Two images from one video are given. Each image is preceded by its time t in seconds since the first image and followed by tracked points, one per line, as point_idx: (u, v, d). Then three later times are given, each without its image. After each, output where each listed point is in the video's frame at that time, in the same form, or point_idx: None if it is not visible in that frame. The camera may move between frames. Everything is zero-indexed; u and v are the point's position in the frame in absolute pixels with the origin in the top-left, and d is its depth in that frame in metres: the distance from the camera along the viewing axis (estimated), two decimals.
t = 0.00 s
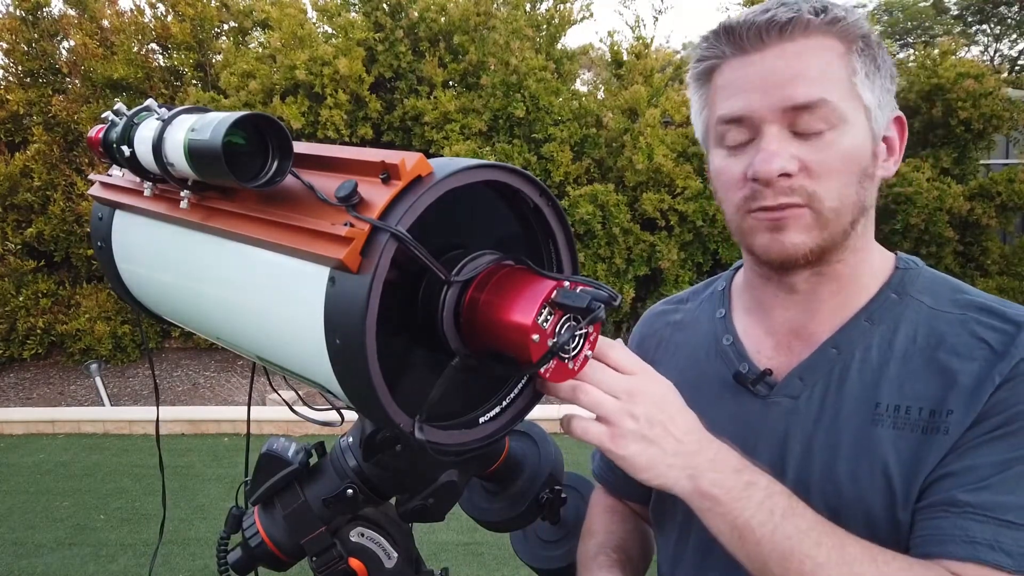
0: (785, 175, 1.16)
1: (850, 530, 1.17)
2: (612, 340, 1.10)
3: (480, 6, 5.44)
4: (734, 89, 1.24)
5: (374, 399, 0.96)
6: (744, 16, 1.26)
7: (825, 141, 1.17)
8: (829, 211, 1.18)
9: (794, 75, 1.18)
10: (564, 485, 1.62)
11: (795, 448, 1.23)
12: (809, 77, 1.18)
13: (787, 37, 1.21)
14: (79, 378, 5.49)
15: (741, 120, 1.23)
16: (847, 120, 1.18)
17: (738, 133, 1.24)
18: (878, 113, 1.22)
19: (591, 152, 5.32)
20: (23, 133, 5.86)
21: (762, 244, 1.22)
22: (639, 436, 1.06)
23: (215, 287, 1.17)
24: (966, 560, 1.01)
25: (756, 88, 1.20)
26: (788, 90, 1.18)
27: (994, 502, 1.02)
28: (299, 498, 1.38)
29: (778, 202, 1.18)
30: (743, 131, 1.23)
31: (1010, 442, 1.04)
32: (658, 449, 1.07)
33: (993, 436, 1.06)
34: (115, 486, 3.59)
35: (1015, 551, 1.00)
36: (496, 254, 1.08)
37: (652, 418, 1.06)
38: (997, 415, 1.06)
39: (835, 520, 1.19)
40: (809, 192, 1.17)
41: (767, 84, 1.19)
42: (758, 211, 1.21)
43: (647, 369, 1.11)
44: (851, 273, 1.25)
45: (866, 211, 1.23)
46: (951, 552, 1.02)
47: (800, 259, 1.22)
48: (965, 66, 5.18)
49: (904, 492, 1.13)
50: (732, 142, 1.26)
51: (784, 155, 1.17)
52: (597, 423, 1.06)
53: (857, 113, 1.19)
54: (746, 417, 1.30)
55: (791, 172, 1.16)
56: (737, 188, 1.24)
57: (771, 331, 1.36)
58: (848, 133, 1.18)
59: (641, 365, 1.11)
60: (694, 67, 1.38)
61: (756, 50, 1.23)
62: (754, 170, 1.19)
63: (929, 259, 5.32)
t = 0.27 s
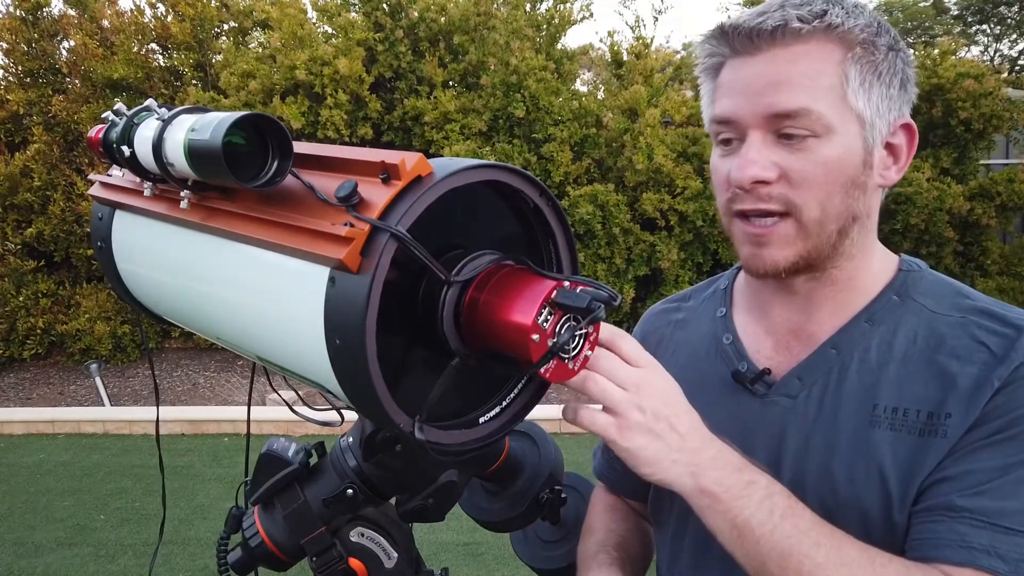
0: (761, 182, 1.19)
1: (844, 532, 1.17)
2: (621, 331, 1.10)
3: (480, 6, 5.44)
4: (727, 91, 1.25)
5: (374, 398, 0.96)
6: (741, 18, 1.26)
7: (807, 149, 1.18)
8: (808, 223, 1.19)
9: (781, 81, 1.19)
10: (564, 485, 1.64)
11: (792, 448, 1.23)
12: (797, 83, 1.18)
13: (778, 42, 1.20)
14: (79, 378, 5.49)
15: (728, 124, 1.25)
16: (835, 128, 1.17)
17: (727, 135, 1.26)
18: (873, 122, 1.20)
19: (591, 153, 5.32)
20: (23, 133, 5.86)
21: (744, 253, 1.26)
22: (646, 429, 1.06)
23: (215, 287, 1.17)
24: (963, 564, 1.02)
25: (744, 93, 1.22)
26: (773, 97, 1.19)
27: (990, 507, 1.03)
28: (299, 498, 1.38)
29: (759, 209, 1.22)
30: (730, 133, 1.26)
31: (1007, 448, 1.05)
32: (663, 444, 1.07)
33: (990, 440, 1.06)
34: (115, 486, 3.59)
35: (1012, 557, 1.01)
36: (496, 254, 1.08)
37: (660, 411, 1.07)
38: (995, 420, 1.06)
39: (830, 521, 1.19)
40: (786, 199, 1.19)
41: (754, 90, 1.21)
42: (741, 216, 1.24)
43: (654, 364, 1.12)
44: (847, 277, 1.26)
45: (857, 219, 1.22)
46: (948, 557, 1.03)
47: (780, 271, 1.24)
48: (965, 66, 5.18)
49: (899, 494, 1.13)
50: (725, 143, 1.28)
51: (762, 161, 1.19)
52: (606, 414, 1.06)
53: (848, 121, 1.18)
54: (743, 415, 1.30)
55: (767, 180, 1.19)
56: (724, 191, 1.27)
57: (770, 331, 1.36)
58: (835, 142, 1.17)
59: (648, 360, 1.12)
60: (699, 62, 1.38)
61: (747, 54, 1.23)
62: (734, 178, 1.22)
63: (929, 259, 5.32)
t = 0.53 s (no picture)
0: (767, 179, 1.19)
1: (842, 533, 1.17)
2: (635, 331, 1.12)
3: (480, 6, 5.45)
4: (736, 86, 1.26)
5: (373, 398, 0.96)
6: (753, 14, 1.25)
7: (814, 147, 1.18)
8: (809, 221, 1.19)
9: (790, 78, 1.19)
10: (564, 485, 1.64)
11: (792, 448, 1.23)
12: (805, 81, 1.18)
13: (790, 38, 1.20)
14: (79, 378, 5.49)
15: (737, 120, 1.25)
16: (841, 127, 1.17)
17: (736, 130, 1.26)
18: (881, 122, 1.20)
19: (591, 153, 5.32)
20: (23, 133, 5.87)
21: (745, 250, 1.26)
22: (649, 426, 1.07)
23: (214, 286, 1.17)
24: (962, 569, 1.02)
25: (753, 90, 1.22)
26: (782, 94, 1.19)
27: (989, 512, 1.03)
28: (299, 498, 1.38)
29: (760, 206, 1.21)
30: (739, 129, 1.26)
31: (1007, 453, 1.05)
32: (666, 442, 1.08)
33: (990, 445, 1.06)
34: (115, 487, 3.60)
35: (1011, 562, 1.01)
36: (496, 254, 1.08)
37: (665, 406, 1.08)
38: (996, 425, 1.06)
39: (828, 522, 1.19)
40: (790, 196, 1.19)
41: (763, 86, 1.21)
42: (745, 212, 1.24)
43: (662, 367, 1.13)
44: (849, 278, 1.26)
45: (861, 219, 1.22)
46: (947, 562, 1.03)
47: (780, 269, 1.24)
48: (965, 66, 5.18)
49: (898, 496, 1.13)
50: (733, 138, 1.29)
51: (770, 157, 1.19)
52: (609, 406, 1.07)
53: (855, 121, 1.18)
54: (744, 414, 1.30)
55: (773, 176, 1.18)
56: (730, 187, 1.27)
57: (772, 330, 1.36)
58: (842, 141, 1.17)
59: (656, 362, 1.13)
60: (710, 58, 1.38)
61: (758, 50, 1.23)
62: (739, 173, 1.22)
63: (929, 259, 5.32)
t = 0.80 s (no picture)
0: (769, 179, 1.19)
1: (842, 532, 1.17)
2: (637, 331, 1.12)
3: (480, 6, 5.45)
4: (739, 87, 1.26)
5: (373, 398, 0.96)
6: (755, 15, 1.26)
7: (815, 147, 1.18)
8: (811, 220, 1.19)
9: (792, 79, 1.19)
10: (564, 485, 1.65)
11: (793, 447, 1.23)
12: (807, 81, 1.18)
13: (791, 38, 1.20)
14: (79, 378, 5.49)
15: (739, 120, 1.25)
16: (843, 127, 1.17)
17: (738, 131, 1.26)
18: (883, 122, 1.20)
19: (591, 153, 5.32)
20: (23, 133, 5.87)
21: (747, 248, 1.26)
22: (649, 423, 1.07)
23: (214, 287, 1.17)
24: (964, 566, 1.02)
25: (756, 90, 1.22)
26: (783, 94, 1.19)
27: (992, 510, 1.03)
28: (299, 498, 1.38)
29: (762, 204, 1.21)
30: (740, 129, 1.26)
31: (1008, 452, 1.05)
32: (666, 439, 1.08)
33: (992, 444, 1.06)
34: (115, 487, 3.59)
35: (1013, 560, 1.01)
36: (496, 254, 1.08)
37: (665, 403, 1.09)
38: (998, 424, 1.06)
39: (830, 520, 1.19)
40: (792, 196, 1.19)
41: (765, 87, 1.21)
42: (747, 212, 1.24)
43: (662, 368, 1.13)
44: (851, 278, 1.26)
45: (862, 219, 1.22)
46: (947, 558, 1.03)
47: (781, 266, 1.24)
48: (965, 66, 5.18)
49: (898, 495, 1.13)
50: (735, 138, 1.29)
51: (771, 157, 1.19)
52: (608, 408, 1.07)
53: (856, 121, 1.18)
54: (745, 414, 1.30)
55: (775, 176, 1.18)
56: (732, 187, 1.27)
57: (774, 329, 1.36)
58: (843, 141, 1.17)
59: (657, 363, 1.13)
60: (711, 58, 1.38)
61: (760, 50, 1.23)
62: (741, 173, 1.22)
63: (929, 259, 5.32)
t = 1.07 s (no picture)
0: (765, 175, 1.19)
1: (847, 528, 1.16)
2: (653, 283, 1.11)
3: (480, 6, 5.45)
4: (735, 87, 1.26)
5: (373, 397, 0.96)
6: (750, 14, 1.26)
7: (810, 144, 1.18)
8: (807, 217, 1.19)
9: (787, 77, 1.19)
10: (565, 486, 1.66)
11: (796, 444, 1.22)
12: (801, 79, 1.18)
13: (785, 36, 1.21)
14: (79, 378, 5.49)
15: (735, 119, 1.25)
16: (838, 124, 1.17)
17: (735, 129, 1.26)
18: (878, 120, 1.20)
19: (591, 152, 5.32)
20: (23, 133, 5.86)
21: (743, 245, 1.25)
22: (696, 396, 1.03)
23: (214, 286, 1.17)
24: (982, 559, 1.01)
25: (750, 89, 1.22)
26: (778, 92, 1.19)
27: (1004, 503, 1.02)
28: (299, 498, 1.38)
29: (758, 201, 1.21)
30: (737, 128, 1.26)
31: (1017, 446, 1.05)
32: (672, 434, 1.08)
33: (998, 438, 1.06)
34: (115, 486, 3.59)
35: None
36: (496, 254, 1.08)
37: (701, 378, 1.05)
38: (1005, 418, 1.06)
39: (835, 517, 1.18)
40: (788, 193, 1.19)
41: (761, 85, 1.21)
42: (744, 210, 1.24)
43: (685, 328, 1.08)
44: (849, 274, 1.27)
45: (859, 216, 1.22)
46: (965, 552, 1.02)
47: (777, 262, 1.23)
48: (965, 66, 5.18)
49: (904, 491, 1.12)
50: (732, 137, 1.29)
51: (767, 154, 1.20)
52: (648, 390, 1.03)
53: (851, 118, 1.18)
54: (747, 410, 1.29)
55: (771, 173, 1.18)
56: (728, 185, 1.27)
57: (774, 326, 1.36)
58: (839, 138, 1.17)
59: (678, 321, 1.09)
60: (708, 59, 1.38)
61: (756, 49, 1.24)
62: (737, 170, 1.22)
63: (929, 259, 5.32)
